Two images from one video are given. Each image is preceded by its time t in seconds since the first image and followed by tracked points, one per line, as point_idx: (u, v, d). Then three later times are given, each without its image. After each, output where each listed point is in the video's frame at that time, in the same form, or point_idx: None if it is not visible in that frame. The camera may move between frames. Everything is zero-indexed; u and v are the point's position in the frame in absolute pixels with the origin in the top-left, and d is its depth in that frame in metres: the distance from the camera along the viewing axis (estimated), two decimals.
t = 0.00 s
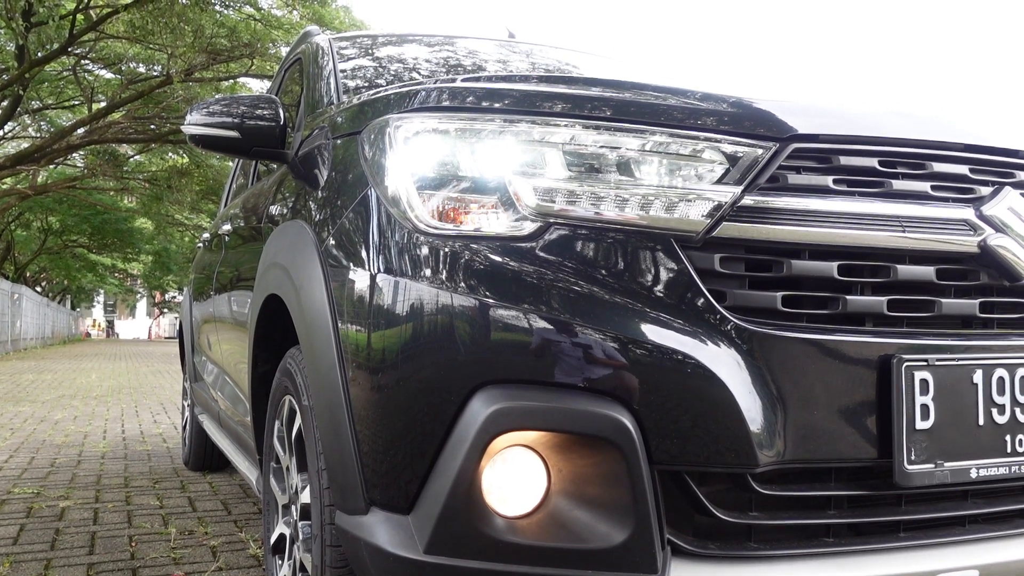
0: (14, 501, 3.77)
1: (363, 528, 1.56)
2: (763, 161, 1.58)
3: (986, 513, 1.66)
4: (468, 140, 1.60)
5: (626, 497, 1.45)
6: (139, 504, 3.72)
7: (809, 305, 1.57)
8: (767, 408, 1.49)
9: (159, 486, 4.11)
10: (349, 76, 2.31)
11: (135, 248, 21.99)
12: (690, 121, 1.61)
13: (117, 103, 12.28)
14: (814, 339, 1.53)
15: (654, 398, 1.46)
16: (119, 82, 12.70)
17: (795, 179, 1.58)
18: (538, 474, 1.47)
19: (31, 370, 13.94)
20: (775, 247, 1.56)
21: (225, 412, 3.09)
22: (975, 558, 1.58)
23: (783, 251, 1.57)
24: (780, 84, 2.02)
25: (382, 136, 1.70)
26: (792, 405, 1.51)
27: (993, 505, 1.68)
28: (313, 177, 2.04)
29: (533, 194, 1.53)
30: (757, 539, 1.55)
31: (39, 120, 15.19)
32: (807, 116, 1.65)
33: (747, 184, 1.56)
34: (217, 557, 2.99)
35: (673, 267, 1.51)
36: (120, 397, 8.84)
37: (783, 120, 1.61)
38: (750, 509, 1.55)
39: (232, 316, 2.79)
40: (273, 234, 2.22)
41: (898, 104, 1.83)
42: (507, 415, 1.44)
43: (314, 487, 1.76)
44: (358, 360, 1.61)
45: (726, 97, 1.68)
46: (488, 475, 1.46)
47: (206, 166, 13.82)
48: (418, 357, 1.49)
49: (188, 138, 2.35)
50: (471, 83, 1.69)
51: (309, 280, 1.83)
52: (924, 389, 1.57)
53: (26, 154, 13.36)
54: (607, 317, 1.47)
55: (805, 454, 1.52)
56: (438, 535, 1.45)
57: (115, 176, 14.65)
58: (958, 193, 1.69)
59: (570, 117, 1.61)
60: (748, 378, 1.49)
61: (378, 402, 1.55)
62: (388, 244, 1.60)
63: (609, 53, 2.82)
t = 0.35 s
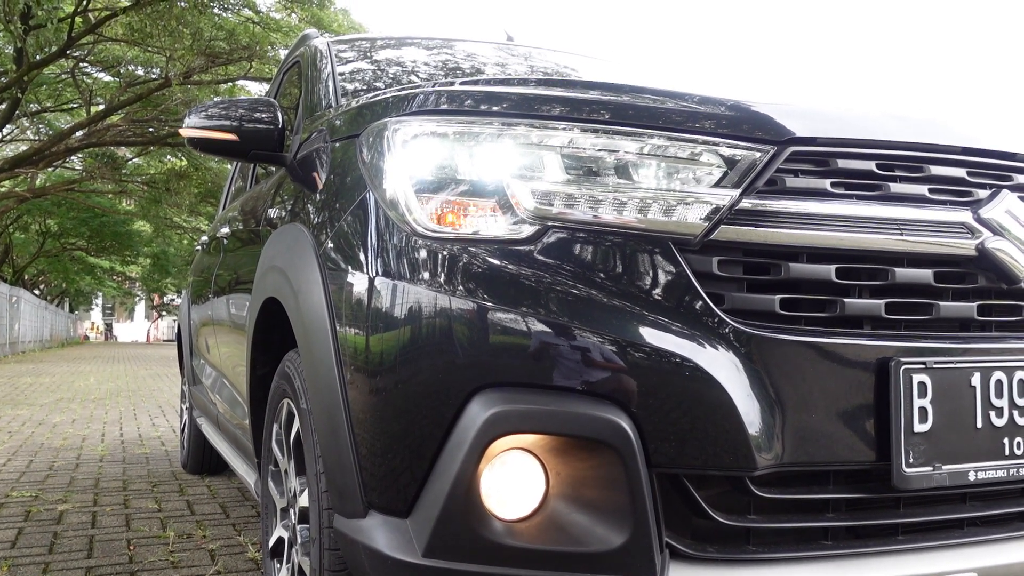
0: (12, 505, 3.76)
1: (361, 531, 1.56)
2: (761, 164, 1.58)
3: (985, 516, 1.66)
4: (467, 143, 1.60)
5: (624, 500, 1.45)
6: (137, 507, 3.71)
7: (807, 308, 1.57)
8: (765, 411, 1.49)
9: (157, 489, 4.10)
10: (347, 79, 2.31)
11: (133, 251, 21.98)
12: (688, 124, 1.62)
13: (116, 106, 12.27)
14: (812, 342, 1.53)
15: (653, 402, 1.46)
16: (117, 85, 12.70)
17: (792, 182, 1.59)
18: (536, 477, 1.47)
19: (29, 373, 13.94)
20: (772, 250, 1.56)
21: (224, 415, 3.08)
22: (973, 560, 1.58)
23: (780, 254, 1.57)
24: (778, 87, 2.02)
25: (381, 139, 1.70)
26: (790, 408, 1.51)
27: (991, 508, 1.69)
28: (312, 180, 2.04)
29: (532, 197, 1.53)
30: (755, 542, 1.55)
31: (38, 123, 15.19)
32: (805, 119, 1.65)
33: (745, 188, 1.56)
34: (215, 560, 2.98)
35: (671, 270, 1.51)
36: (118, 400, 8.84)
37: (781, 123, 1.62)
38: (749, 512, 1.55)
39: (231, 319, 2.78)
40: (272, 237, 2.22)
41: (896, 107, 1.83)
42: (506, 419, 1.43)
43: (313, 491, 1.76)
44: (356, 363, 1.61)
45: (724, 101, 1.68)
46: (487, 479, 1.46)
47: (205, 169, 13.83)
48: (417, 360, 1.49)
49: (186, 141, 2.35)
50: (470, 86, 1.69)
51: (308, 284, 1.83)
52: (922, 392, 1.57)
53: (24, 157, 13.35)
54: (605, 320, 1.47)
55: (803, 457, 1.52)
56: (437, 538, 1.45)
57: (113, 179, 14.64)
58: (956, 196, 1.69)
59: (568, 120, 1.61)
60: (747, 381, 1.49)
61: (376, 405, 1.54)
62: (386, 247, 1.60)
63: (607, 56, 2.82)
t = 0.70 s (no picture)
0: (10, 508, 3.75)
1: (359, 535, 1.56)
2: (759, 167, 1.58)
3: (983, 519, 1.66)
4: (465, 147, 1.60)
5: (622, 503, 1.45)
6: (135, 511, 3.71)
7: (805, 310, 1.57)
8: (763, 414, 1.49)
9: (155, 492, 4.10)
10: (346, 82, 2.32)
11: (131, 254, 21.98)
12: (686, 127, 1.62)
13: (114, 108, 12.26)
14: (810, 345, 1.53)
15: (651, 404, 1.46)
16: (116, 88, 12.70)
17: (790, 185, 1.59)
18: (534, 480, 1.47)
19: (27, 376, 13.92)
20: (770, 253, 1.56)
21: (222, 418, 3.08)
22: (972, 563, 1.58)
23: (778, 257, 1.57)
24: (776, 90, 2.02)
25: (379, 142, 1.70)
26: (789, 411, 1.51)
27: (990, 511, 1.69)
28: (311, 183, 2.04)
29: (530, 200, 1.53)
30: (754, 544, 1.55)
31: (36, 126, 15.19)
32: (803, 122, 1.65)
33: (743, 191, 1.57)
34: (213, 563, 2.98)
35: (669, 273, 1.51)
36: (117, 403, 8.84)
37: (779, 127, 1.62)
38: (747, 515, 1.55)
39: (229, 322, 2.78)
40: (270, 240, 2.22)
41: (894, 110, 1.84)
42: (504, 422, 1.43)
43: (311, 494, 1.76)
44: (354, 366, 1.61)
45: (722, 104, 1.68)
46: (485, 482, 1.46)
47: (203, 172, 13.83)
48: (415, 363, 1.49)
49: (185, 144, 2.35)
50: (468, 90, 1.69)
51: (306, 287, 1.83)
52: (920, 395, 1.57)
53: (22, 160, 13.33)
54: (603, 323, 1.47)
55: (801, 460, 1.52)
56: (435, 542, 1.45)
57: (112, 182, 14.63)
58: (953, 199, 1.69)
59: (566, 124, 1.61)
60: (745, 384, 1.49)
61: (375, 408, 1.54)
62: (384, 250, 1.60)
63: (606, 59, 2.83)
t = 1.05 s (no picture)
0: (7, 511, 3.75)
1: (357, 538, 1.56)
2: (757, 171, 1.58)
3: (981, 522, 1.66)
4: (462, 150, 1.60)
5: (620, 507, 1.45)
6: (133, 514, 3.70)
7: (803, 314, 1.58)
8: (761, 417, 1.49)
9: (153, 495, 4.09)
10: (345, 85, 2.32)
11: (130, 257, 21.97)
12: (684, 131, 1.62)
13: (113, 111, 12.26)
14: (808, 348, 1.53)
15: (650, 408, 1.46)
16: (114, 90, 12.70)
17: (788, 188, 1.59)
18: (532, 484, 1.47)
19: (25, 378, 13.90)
20: (768, 256, 1.56)
21: (220, 422, 3.07)
22: (970, 567, 1.58)
23: (776, 260, 1.57)
24: (774, 93, 2.03)
25: (377, 146, 1.70)
26: (787, 415, 1.51)
27: (988, 514, 1.69)
28: (309, 186, 2.04)
29: (527, 204, 1.53)
30: (752, 548, 1.54)
31: (34, 128, 15.18)
32: (800, 125, 1.66)
33: (741, 194, 1.57)
34: (211, 567, 2.97)
35: (667, 277, 1.51)
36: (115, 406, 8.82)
37: (777, 130, 1.62)
38: (745, 519, 1.55)
39: (227, 324, 2.78)
40: (268, 243, 2.22)
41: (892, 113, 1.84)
42: (502, 426, 1.43)
43: (309, 497, 1.76)
44: (352, 370, 1.61)
45: (720, 107, 1.69)
46: (483, 486, 1.46)
47: (202, 174, 13.82)
48: (413, 367, 1.49)
49: (183, 147, 2.35)
50: (466, 93, 1.70)
51: (304, 290, 1.83)
52: (918, 398, 1.57)
53: (19, 163, 13.32)
54: (601, 327, 1.47)
55: (799, 463, 1.52)
56: (433, 546, 1.45)
57: (110, 185, 14.62)
58: (951, 202, 1.69)
59: (564, 127, 1.61)
60: (743, 387, 1.49)
61: (373, 412, 1.54)
62: (382, 253, 1.60)
63: (604, 62, 2.83)
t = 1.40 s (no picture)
0: (5, 514, 3.74)
1: (355, 542, 1.56)
2: (755, 173, 1.58)
3: (979, 525, 1.66)
4: (461, 153, 1.60)
5: (619, 510, 1.45)
6: (131, 517, 3.70)
7: (801, 317, 1.58)
8: (759, 420, 1.49)
9: (151, 498, 4.09)
10: (343, 87, 2.32)
11: (128, 259, 21.96)
12: (682, 134, 1.62)
13: (111, 114, 12.26)
14: (806, 351, 1.53)
15: (648, 411, 1.46)
16: (113, 92, 12.70)
17: (786, 191, 1.59)
18: (530, 487, 1.47)
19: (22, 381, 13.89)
20: (766, 259, 1.56)
21: (218, 424, 3.07)
22: (968, 570, 1.58)
23: (775, 263, 1.57)
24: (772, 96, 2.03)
25: (376, 148, 1.70)
26: (784, 418, 1.51)
27: (986, 517, 1.69)
28: (307, 189, 2.04)
29: (525, 207, 1.53)
30: (750, 551, 1.54)
31: (32, 130, 15.18)
32: (798, 128, 1.66)
33: (739, 197, 1.57)
34: (209, 570, 2.97)
35: (665, 280, 1.51)
36: (113, 409, 8.81)
37: (775, 134, 1.62)
38: (743, 522, 1.55)
39: (226, 327, 2.78)
40: (267, 245, 2.21)
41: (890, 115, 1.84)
42: (500, 429, 1.43)
43: (307, 500, 1.76)
44: (350, 372, 1.61)
45: (718, 110, 1.69)
46: (481, 489, 1.46)
47: (200, 177, 13.83)
48: (411, 370, 1.49)
49: (181, 150, 2.35)
50: (464, 96, 1.70)
51: (302, 293, 1.83)
52: (916, 401, 1.57)
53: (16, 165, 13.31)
54: (600, 330, 1.47)
55: (797, 466, 1.52)
56: (431, 549, 1.44)
57: (108, 187, 14.61)
58: (948, 205, 1.69)
59: (562, 130, 1.61)
60: (741, 390, 1.49)
61: (371, 415, 1.54)
62: (381, 256, 1.60)
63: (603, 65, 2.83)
